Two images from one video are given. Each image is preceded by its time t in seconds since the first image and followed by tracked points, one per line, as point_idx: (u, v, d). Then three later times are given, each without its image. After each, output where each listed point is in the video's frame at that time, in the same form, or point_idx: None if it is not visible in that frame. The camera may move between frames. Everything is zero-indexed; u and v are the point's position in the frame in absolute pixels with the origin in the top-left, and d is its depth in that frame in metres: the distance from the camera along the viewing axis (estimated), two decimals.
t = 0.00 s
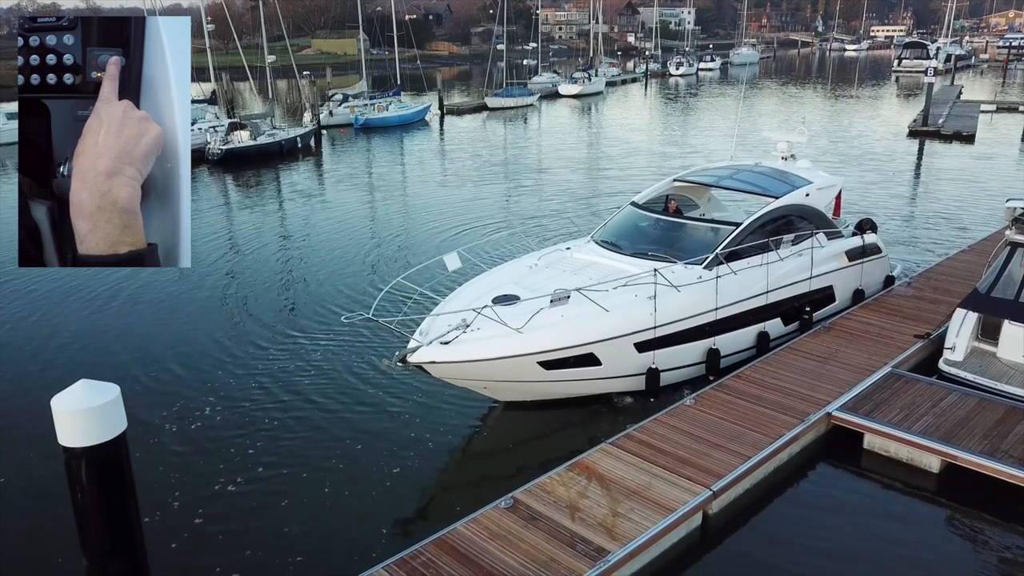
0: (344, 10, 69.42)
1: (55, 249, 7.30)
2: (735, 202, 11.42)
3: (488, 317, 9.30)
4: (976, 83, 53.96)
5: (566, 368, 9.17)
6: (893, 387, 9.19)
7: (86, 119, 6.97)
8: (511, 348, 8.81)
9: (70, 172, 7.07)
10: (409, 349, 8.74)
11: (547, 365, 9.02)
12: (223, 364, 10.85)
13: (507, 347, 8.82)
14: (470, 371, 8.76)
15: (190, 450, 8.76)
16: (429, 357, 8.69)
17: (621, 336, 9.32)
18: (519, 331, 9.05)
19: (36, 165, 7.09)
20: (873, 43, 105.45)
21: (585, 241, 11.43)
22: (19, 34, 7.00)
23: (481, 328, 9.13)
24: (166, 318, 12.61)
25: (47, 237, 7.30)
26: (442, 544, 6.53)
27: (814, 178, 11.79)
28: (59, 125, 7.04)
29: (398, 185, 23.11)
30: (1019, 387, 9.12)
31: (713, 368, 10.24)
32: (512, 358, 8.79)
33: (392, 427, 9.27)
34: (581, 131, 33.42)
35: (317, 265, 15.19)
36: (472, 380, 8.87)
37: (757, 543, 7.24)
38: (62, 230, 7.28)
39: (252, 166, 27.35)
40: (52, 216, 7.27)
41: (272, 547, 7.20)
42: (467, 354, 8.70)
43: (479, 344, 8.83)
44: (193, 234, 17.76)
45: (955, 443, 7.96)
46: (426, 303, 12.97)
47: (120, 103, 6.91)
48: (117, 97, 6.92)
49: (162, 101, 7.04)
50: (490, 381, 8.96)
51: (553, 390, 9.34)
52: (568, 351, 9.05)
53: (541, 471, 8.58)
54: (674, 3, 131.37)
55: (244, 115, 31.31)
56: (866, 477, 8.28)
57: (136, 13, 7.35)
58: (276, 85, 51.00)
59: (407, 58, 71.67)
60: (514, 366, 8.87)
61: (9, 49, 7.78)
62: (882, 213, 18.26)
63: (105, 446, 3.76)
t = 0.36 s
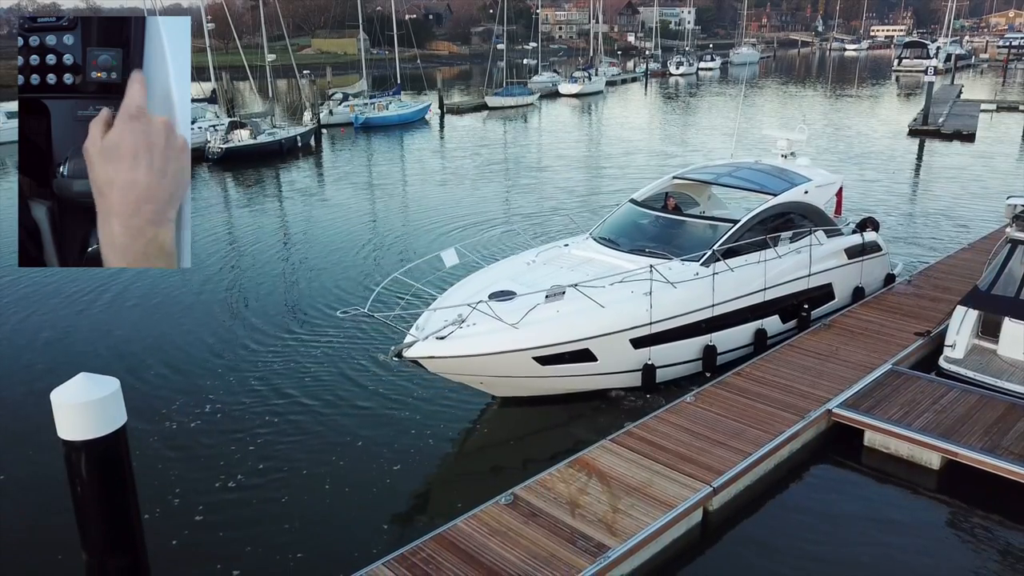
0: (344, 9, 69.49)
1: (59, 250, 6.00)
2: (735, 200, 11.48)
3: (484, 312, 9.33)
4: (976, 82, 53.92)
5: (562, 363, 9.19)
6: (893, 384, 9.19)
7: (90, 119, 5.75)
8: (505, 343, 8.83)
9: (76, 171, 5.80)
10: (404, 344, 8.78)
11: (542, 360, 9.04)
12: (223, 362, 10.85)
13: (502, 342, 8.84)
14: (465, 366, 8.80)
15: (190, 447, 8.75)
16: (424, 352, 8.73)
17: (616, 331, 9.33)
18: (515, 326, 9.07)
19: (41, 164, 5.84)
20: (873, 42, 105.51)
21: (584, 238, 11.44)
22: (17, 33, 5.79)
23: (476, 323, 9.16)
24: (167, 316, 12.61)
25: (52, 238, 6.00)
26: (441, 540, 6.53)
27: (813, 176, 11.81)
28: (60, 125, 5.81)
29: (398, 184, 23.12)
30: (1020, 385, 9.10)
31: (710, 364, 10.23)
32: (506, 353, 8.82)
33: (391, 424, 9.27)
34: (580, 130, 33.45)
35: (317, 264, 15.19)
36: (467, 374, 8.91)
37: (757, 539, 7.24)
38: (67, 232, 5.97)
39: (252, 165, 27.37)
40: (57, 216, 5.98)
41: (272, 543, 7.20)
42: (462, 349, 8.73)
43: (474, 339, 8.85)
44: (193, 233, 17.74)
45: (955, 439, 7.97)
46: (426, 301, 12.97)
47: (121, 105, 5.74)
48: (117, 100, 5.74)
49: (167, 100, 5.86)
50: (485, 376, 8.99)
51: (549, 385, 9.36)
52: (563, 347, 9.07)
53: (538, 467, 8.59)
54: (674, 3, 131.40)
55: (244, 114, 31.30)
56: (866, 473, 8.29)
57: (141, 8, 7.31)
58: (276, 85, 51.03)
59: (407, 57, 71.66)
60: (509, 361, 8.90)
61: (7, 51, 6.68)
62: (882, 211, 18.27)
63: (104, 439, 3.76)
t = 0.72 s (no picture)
0: (344, 10, 69.58)
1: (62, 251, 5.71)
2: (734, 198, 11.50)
3: (479, 308, 9.36)
4: (977, 82, 53.83)
5: (558, 359, 9.22)
6: (894, 382, 9.16)
7: (92, 123, 5.40)
8: (500, 338, 8.87)
9: (77, 168, 5.47)
10: (400, 339, 8.81)
11: (537, 356, 9.07)
12: (223, 361, 10.84)
13: (497, 337, 8.87)
14: (460, 361, 8.82)
15: (189, 445, 8.73)
16: (419, 347, 8.75)
17: (611, 327, 9.34)
18: (510, 322, 9.09)
19: (41, 163, 5.48)
20: (873, 42, 105.56)
21: (583, 235, 11.43)
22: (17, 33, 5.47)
23: (472, 319, 9.18)
24: (166, 315, 12.60)
25: (53, 240, 5.68)
26: (442, 537, 6.52)
27: (812, 174, 11.81)
28: (60, 124, 5.43)
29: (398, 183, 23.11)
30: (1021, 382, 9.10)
31: (706, 361, 10.24)
32: (501, 349, 8.84)
33: (392, 422, 9.26)
34: (580, 129, 33.47)
35: (317, 263, 15.17)
36: (462, 370, 8.93)
37: (757, 536, 7.24)
38: (67, 234, 5.67)
39: (252, 164, 27.37)
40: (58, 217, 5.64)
41: (272, 540, 7.19)
42: (458, 344, 8.76)
43: (470, 335, 8.87)
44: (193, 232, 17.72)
45: (956, 436, 7.96)
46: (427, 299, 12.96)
47: (119, 110, 5.37)
48: (115, 103, 5.35)
49: (163, 103, 5.43)
50: (481, 371, 9.01)
51: (545, 380, 9.40)
52: (558, 342, 9.09)
53: (536, 464, 8.59)
54: (675, 2, 131.34)
55: (245, 113, 31.29)
56: (866, 471, 8.28)
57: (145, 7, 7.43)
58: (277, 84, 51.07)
59: (407, 57, 71.68)
60: (505, 357, 8.92)
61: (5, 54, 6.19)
62: (881, 209, 18.27)
63: (104, 433, 3.75)
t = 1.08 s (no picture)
0: (344, 10, 69.60)
1: (61, 251, 5.70)
2: (734, 197, 11.23)
3: (475, 304, 9.39)
4: (977, 81, 53.76)
5: (554, 356, 9.23)
6: (894, 380, 9.17)
7: (93, 122, 5.36)
8: (496, 334, 8.89)
9: (76, 169, 5.43)
10: (397, 335, 8.84)
11: (534, 352, 9.08)
12: (223, 360, 10.84)
13: (493, 333, 8.90)
14: (456, 357, 8.85)
15: (190, 444, 8.73)
16: (416, 343, 8.78)
17: (607, 324, 9.35)
18: (506, 318, 9.11)
19: (42, 163, 5.46)
20: (874, 42, 105.49)
21: (581, 233, 11.43)
22: (17, 34, 5.47)
23: (469, 315, 9.20)
24: (166, 314, 12.60)
25: (53, 239, 5.66)
26: (442, 534, 6.52)
27: (811, 172, 11.81)
28: (60, 125, 5.40)
29: (398, 182, 23.11)
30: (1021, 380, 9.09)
31: (703, 358, 10.24)
32: (497, 345, 8.87)
33: (392, 420, 9.26)
34: (580, 129, 33.48)
35: (317, 262, 15.17)
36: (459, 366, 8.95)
37: (757, 534, 7.23)
38: (67, 234, 5.66)
39: (252, 164, 27.36)
40: (59, 216, 5.63)
41: (272, 538, 7.18)
42: (454, 340, 8.79)
43: (467, 332, 8.89)
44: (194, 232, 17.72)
45: (956, 434, 7.96)
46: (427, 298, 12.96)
47: (119, 110, 5.35)
48: (115, 103, 5.33)
49: (162, 103, 5.40)
50: (477, 367, 9.02)
51: (542, 377, 9.40)
52: (555, 339, 9.10)
53: (535, 462, 8.58)
54: (675, 2, 131.29)
55: (245, 113, 31.28)
56: (866, 468, 8.28)
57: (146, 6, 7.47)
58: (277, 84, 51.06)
59: (407, 57, 71.66)
60: (501, 353, 8.94)
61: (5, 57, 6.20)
62: (881, 208, 18.26)
63: (104, 428, 3.74)
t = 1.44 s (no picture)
0: (344, 9, 69.57)
1: (61, 250, 5.70)
2: (733, 196, 11.14)
3: (472, 301, 9.41)
4: (978, 80, 53.73)
5: (550, 352, 9.26)
6: (895, 379, 9.16)
7: (93, 122, 5.37)
8: (492, 331, 8.92)
9: (77, 169, 5.43)
10: (393, 332, 8.87)
11: (529, 349, 9.10)
12: (223, 358, 10.84)
13: (488, 330, 8.93)
14: (452, 354, 8.89)
15: (190, 443, 8.73)
16: (412, 340, 8.83)
17: (603, 322, 9.37)
18: (502, 315, 9.14)
19: (42, 162, 5.46)
20: (874, 42, 105.53)
21: (580, 232, 11.45)
22: (17, 34, 5.46)
23: (465, 312, 9.23)
24: (167, 313, 12.61)
25: (53, 239, 5.67)
26: (442, 532, 6.51)
27: (810, 171, 11.80)
28: (60, 125, 5.40)
29: (398, 181, 23.12)
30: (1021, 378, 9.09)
31: (701, 357, 10.24)
32: (492, 342, 8.90)
33: (392, 418, 9.26)
34: (580, 128, 33.49)
35: (316, 262, 15.17)
36: (455, 363, 8.98)
37: (758, 532, 7.22)
38: (66, 233, 5.66)
39: (252, 163, 27.36)
40: (59, 215, 5.63)
41: (273, 536, 7.18)
42: (450, 337, 8.82)
43: (462, 328, 8.92)
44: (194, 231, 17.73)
45: (956, 432, 7.96)
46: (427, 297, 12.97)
47: (119, 110, 5.34)
48: (115, 103, 5.32)
49: (162, 104, 5.39)
50: (473, 364, 9.05)
51: (538, 374, 9.41)
52: (550, 336, 9.13)
53: (534, 459, 8.58)
54: (675, 2, 131.23)
55: (245, 113, 31.29)
56: (867, 467, 8.28)
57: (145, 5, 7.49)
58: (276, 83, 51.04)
59: (407, 57, 71.69)
60: (496, 350, 8.97)
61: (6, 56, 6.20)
62: (882, 207, 18.27)
63: (104, 425, 3.73)
